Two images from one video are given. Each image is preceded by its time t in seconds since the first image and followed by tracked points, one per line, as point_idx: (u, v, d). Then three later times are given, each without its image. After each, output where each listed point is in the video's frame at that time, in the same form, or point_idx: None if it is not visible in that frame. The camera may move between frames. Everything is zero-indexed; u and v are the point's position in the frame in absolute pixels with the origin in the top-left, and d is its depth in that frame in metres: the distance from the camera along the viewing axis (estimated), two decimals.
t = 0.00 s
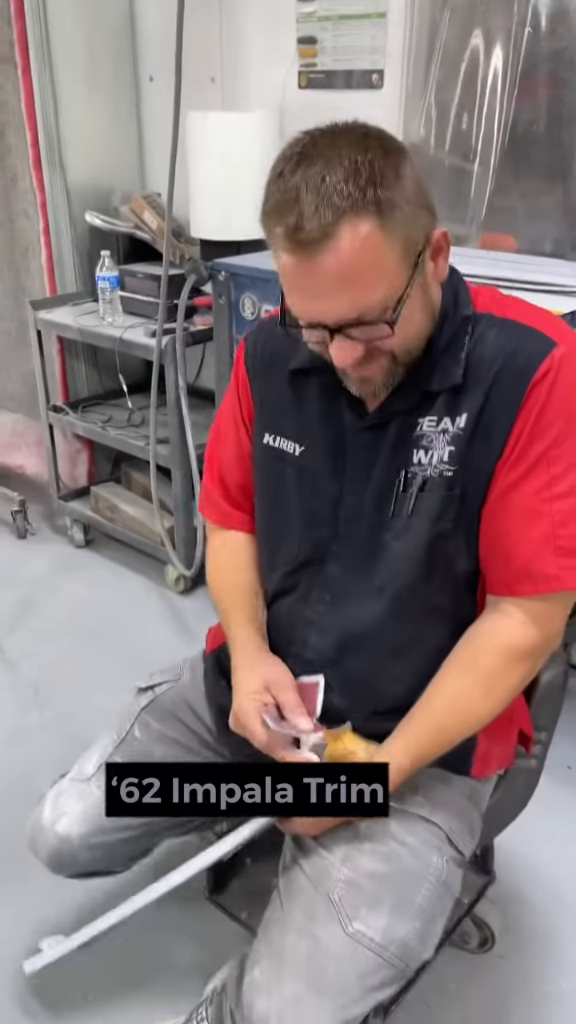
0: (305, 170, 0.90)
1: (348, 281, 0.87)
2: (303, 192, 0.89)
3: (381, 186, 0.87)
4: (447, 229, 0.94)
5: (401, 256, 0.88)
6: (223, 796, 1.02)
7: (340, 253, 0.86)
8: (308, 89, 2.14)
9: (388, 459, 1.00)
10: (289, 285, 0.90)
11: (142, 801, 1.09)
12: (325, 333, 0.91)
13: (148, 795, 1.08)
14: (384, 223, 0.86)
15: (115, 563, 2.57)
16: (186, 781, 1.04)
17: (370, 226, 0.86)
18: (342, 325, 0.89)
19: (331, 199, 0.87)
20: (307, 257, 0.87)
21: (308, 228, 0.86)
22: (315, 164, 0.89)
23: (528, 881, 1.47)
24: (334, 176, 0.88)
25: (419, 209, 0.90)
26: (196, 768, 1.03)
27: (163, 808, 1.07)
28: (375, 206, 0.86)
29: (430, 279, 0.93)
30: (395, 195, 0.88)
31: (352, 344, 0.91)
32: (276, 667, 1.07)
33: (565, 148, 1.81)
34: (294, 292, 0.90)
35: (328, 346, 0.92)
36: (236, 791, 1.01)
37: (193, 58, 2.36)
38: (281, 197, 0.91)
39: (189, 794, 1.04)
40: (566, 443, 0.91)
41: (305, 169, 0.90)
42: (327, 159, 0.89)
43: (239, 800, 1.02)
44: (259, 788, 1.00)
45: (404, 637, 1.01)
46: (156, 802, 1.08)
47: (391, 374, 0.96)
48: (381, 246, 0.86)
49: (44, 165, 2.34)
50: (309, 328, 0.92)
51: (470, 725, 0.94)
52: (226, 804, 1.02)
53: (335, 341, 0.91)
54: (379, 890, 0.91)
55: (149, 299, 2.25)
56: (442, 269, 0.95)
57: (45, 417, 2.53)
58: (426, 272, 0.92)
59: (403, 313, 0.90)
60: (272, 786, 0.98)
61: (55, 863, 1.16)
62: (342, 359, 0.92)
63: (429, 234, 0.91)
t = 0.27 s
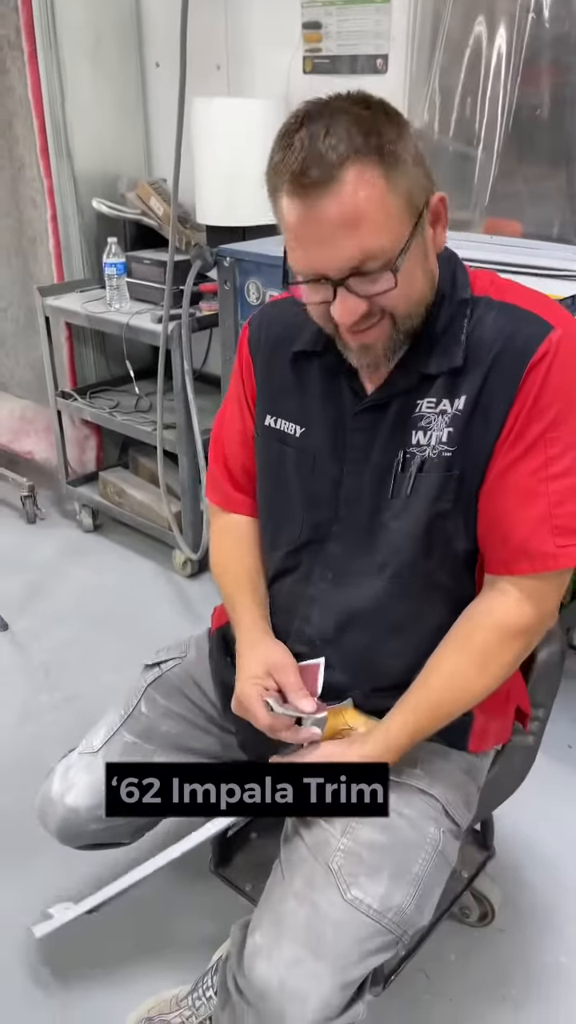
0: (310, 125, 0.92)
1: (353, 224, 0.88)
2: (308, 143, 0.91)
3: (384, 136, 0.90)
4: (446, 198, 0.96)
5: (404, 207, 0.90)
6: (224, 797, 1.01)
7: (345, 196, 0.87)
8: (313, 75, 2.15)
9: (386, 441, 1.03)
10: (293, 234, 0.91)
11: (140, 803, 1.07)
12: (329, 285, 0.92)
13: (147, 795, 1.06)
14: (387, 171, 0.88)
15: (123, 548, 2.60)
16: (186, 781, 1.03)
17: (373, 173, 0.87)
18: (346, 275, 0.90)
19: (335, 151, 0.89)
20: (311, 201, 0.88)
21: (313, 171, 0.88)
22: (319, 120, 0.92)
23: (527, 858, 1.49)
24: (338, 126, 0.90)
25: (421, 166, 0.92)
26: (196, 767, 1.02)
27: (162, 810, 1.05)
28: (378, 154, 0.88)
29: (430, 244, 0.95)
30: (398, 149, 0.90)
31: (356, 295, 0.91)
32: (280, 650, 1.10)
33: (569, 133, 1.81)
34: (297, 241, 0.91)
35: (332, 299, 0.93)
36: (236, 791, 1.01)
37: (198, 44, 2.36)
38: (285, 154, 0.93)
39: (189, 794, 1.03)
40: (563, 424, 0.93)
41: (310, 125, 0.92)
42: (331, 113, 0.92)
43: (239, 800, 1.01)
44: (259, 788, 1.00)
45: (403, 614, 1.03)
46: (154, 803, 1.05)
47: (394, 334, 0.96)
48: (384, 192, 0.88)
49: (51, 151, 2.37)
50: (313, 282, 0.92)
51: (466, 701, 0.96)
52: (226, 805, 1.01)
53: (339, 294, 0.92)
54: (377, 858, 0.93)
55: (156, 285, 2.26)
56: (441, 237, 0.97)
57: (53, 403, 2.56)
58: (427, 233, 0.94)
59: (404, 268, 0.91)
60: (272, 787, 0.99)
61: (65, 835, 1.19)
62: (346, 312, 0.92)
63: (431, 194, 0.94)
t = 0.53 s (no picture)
0: (327, 82, 1.00)
1: (376, 152, 0.94)
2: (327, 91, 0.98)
3: (400, 84, 0.98)
4: (454, 162, 1.04)
5: (419, 145, 0.96)
6: (223, 797, 1.14)
7: (368, 124, 0.94)
8: (312, 67, 2.15)
9: (397, 430, 1.04)
10: (316, 170, 0.96)
11: (139, 803, 1.18)
12: (351, 220, 0.97)
13: (147, 796, 1.18)
14: (405, 109, 0.96)
15: (129, 543, 2.61)
16: (186, 781, 1.17)
17: (393, 108, 0.95)
18: (367, 204, 0.95)
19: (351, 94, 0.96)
20: (335, 132, 0.94)
21: (336, 106, 0.95)
22: (334, 78, 1.00)
23: (538, 842, 1.51)
24: (356, 76, 0.98)
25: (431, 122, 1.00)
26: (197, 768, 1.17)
27: (161, 809, 1.18)
28: (396, 97, 0.96)
29: (443, 199, 1.01)
30: (410, 98, 0.98)
31: (377, 228, 0.96)
32: (293, 644, 1.09)
33: (569, 121, 1.81)
34: (321, 176, 0.96)
35: (354, 236, 0.97)
36: (236, 791, 1.14)
37: (197, 37, 2.36)
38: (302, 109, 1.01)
39: (189, 794, 1.16)
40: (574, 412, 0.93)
41: (327, 81, 1.00)
42: (347, 71, 1.00)
43: (239, 800, 1.14)
44: (258, 788, 1.12)
45: (415, 601, 1.04)
46: (154, 803, 1.18)
47: (415, 283, 0.99)
48: (403, 125, 0.95)
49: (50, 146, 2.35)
50: (335, 217, 0.97)
51: (480, 686, 0.97)
52: (225, 804, 1.14)
53: (361, 229, 0.96)
54: (394, 842, 0.95)
55: (158, 280, 2.27)
56: (451, 202, 1.04)
57: (56, 400, 2.56)
58: (440, 185, 1.00)
59: (424, 204, 0.97)
60: (272, 786, 1.10)
61: (81, 827, 1.20)
62: (368, 245, 0.96)
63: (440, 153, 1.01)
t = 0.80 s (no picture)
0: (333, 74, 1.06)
1: (378, 129, 0.98)
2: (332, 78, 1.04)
3: (403, 74, 1.03)
4: (455, 156, 1.08)
5: (420, 129, 1.01)
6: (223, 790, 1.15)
7: (371, 104, 0.99)
8: (305, 64, 2.16)
9: (405, 424, 1.05)
10: (321, 147, 1.01)
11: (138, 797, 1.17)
12: (355, 195, 1.01)
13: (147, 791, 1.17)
14: (407, 94, 1.01)
15: (128, 542, 2.62)
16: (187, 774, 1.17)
17: (395, 92, 1.00)
18: (370, 178, 0.99)
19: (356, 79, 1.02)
20: (340, 111, 0.99)
21: (340, 88, 1.00)
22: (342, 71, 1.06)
23: (544, 831, 1.53)
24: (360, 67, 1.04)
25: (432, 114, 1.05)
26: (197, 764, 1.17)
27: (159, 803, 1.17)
28: (399, 83, 1.01)
29: (445, 187, 1.05)
30: (413, 88, 1.03)
31: (379, 202, 1.00)
32: (308, 642, 1.10)
33: (562, 116, 1.83)
34: (325, 154, 1.00)
35: (358, 210, 1.01)
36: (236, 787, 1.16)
37: (188, 36, 2.36)
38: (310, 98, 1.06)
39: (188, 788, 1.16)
40: None
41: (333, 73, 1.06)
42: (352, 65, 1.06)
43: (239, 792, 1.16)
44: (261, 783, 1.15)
45: (424, 593, 1.06)
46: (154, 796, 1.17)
47: (417, 262, 1.02)
48: (405, 108, 1.00)
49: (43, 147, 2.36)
50: (339, 192, 1.01)
51: (492, 674, 0.98)
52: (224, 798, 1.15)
53: (364, 204, 1.00)
54: (409, 830, 0.96)
55: (153, 279, 2.27)
56: (454, 194, 1.08)
57: (52, 399, 2.56)
58: (443, 171, 1.04)
59: (426, 184, 1.00)
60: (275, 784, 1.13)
61: (93, 823, 1.21)
62: (371, 218, 0.99)
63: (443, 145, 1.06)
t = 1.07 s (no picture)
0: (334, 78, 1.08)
1: (377, 126, 0.99)
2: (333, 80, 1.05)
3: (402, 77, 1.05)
4: (454, 159, 1.09)
5: (418, 128, 1.02)
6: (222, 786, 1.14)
7: (370, 103, 1.00)
8: (295, 67, 2.17)
9: (405, 421, 1.06)
10: (321, 145, 1.02)
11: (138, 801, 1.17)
12: (354, 192, 1.02)
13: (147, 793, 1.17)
14: (406, 95, 1.02)
15: (122, 544, 2.62)
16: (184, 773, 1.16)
17: (395, 92, 1.01)
18: (369, 175, 1.00)
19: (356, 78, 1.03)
20: (339, 109, 1.00)
21: (341, 87, 1.02)
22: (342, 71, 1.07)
23: (543, 825, 1.54)
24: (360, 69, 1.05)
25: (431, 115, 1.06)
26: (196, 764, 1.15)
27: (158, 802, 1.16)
28: (398, 84, 1.03)
29: (443, 187, 1.06)
30: (412, 88, 1.04)
31: (378, 199, 1.01)
32: (313, 648, 1.10)
33: (551, 118, 1.85)
34: (325, 151, 1.02)
35: (357, 207, 1.02)
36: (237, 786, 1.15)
37: (178, 39, 2.37)
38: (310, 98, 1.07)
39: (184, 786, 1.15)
40: None
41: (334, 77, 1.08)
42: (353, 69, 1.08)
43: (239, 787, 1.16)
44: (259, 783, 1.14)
45: (428, 590, 1.07)
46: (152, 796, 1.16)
47: (416, 258, 1.02)
48: (404, 108, 1.01)
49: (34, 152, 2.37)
50: (338, 190, 1.02)
51: (492, 665, 0.99)
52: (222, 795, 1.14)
53: (363, 200, 1.01)
54: (417, 824, 0.97)
55: (145, 281, 2.27)
56: (451, 195, 1.09)
57: (44, 402, 2.55)
58: (441, 171, 1.05)
59: (423, 181, 1.01)
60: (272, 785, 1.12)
61: (98, 823, 1.21)
62: (369, 214, 1.00)
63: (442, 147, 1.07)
